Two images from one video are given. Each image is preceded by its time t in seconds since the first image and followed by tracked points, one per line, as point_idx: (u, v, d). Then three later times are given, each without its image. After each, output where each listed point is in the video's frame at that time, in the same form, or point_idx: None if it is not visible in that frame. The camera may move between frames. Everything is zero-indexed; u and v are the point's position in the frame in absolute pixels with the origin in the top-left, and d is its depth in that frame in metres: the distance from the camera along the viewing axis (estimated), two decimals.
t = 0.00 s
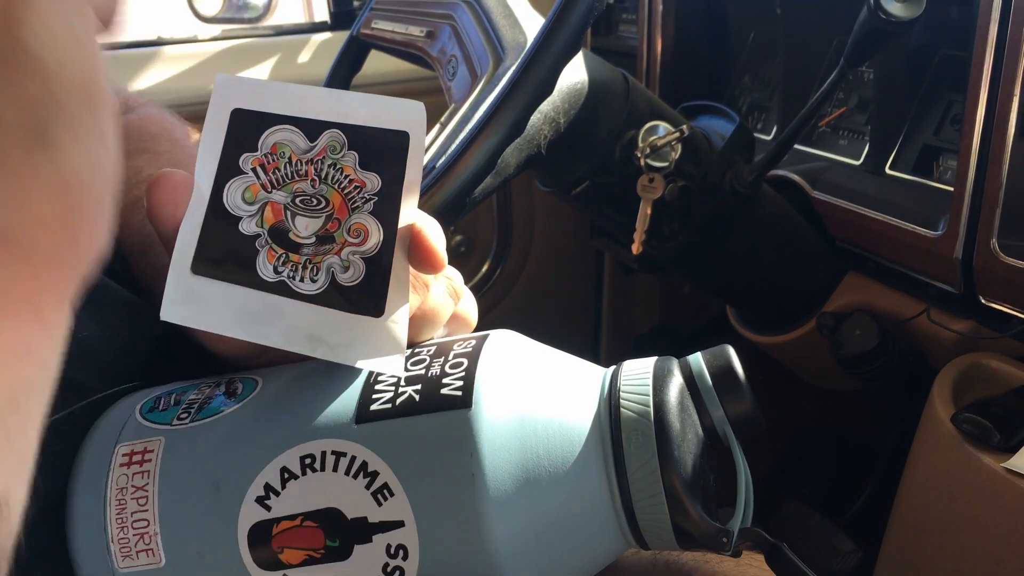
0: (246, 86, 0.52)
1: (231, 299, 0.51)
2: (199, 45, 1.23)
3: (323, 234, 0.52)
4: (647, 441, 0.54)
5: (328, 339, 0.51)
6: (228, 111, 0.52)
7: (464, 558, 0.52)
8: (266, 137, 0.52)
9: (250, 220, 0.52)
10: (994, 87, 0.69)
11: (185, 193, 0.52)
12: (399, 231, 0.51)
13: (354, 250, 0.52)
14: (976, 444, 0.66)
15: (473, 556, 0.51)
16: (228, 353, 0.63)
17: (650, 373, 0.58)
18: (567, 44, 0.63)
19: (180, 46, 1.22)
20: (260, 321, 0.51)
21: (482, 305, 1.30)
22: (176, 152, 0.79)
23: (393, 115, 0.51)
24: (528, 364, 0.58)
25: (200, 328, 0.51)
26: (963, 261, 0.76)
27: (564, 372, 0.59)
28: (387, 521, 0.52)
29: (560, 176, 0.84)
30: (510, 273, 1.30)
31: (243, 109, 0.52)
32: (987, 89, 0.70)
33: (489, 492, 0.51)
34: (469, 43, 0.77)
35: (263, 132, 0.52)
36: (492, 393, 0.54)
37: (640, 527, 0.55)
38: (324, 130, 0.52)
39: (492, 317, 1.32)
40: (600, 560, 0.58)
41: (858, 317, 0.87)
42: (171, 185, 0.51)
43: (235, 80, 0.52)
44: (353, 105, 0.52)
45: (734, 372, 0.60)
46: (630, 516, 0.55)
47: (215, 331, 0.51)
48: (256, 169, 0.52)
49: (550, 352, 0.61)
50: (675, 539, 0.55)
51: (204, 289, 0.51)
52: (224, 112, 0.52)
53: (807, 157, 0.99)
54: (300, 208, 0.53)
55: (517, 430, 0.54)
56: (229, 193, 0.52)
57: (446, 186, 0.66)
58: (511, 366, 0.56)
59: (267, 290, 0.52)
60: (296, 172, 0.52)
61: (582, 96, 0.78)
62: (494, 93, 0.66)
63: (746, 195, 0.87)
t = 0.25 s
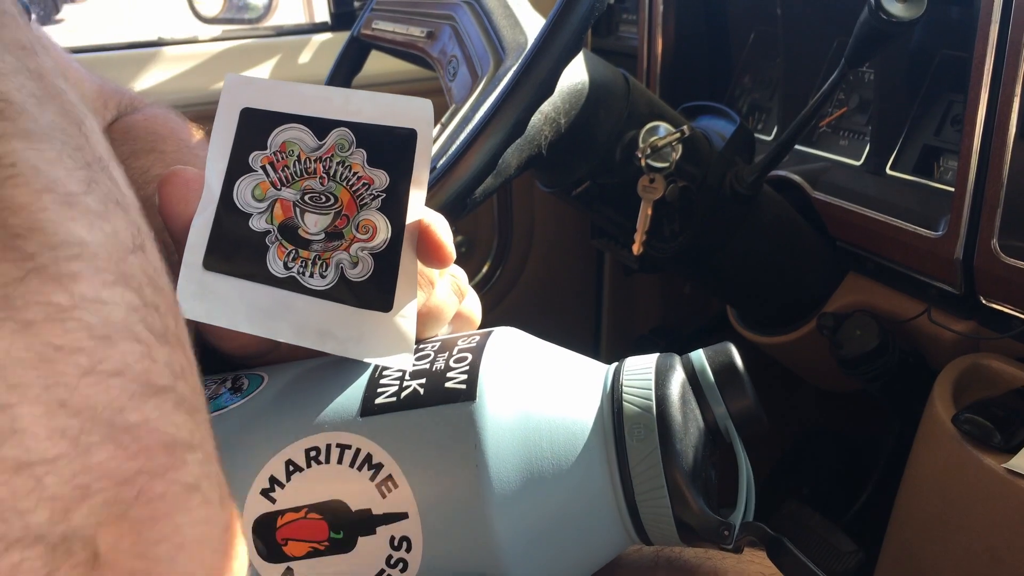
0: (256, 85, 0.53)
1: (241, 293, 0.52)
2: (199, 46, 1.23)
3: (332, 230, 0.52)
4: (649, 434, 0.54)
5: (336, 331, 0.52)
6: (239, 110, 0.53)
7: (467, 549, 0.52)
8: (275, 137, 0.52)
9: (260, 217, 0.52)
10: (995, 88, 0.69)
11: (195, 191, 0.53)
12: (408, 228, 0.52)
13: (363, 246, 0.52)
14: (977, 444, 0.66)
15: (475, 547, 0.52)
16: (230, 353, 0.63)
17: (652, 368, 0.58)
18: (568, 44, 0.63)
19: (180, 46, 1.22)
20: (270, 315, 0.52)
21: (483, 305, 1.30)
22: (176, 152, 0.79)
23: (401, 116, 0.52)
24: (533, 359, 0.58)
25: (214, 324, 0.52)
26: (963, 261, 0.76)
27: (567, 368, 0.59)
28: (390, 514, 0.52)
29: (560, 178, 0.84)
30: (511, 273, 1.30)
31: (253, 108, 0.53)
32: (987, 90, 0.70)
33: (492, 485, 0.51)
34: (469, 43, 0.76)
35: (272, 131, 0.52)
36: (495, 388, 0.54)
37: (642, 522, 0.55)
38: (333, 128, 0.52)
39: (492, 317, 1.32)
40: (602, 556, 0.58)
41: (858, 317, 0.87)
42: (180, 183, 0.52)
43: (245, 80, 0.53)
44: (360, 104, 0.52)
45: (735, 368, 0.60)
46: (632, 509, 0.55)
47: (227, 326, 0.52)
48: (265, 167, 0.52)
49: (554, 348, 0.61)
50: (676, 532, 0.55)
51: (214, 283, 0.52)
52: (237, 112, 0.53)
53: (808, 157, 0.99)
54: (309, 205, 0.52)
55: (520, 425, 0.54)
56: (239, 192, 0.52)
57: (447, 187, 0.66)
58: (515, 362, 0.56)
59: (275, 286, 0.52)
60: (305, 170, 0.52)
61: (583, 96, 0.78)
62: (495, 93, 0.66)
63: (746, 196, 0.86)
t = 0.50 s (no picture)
0: (264, 86, 0.52)
1: (249, 288, 0.51)
2: (201, 46, 1.23)
3: (338, 228, 0.52)
4: (650, 429, 0.54)
5: (344, 327, 0.51)
6: (246, 111, 0.52)
7: (467, 542, 0.52)
8: (282, 136, 0.52)
9: (266, 214, 0.52)
10: (996, 87, 0.69)
11: (203, 187, 0.54)
12: (414, 225, 0.52)
13: (368, 244, 0.52)
14: (978, 444, 0.66)
15: (475, 540, 0.52)
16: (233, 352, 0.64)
17: (652, 365, 0.58)
18: (569, 44, 0.63)
19: (182, 46, 1.22)
20: (277, 310, 0.51)
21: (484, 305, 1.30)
22: (178, 152, 0.79)
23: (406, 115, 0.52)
24: (534, 356, 0.58)
25: (220, 318, 0.51)
26: (965, 261, 0.76)
27: (568, 366, 0.59)
28: (392, 504, 0.52)
29: (562, 177, 0.84)
30: (512, 273, 1.30)
31: (260, 109, 0.52)
32: (989, 89, 0.70)
33: (492, 479, 0.51)
34: (471, 43, 0.76)
35: (280, 131, 0.52)
36: (497, 384, 0.54)
37: (643, 518, 0.55)
38: (340, 128, 0.52)
39: (493, 317, 1.32)
40: (602, 553, 0.58)
41: (859, 317, 0.87)
42: (189, 179, 0.54)
43: (253, 80, 0.52)
44: (368, 105, 0.52)
45: (735, 365, 0.60)
46: (632, 504, 0.55)
47: (233, 320, 0.51)
48: (272, 165, 0.52)
49: (556, 346, 0.60)
50: (676, 526, 0.55)
51: (221, 279, 0.51)
52: (243, 112, 0.52)
53: (809, 157, 0.99)
54: (316, 203, 0.53)
55: (521, 422, 0.53)
56: (246, 189, 0.52)
57: (449, 187, 0.66)
58: (516, 360, 0.56)
59: (283, 281, 0.52)
60: (312, 169, 0.52)
61: (584, 96, 0.78)
62: (496, 93, 0.66)
63: (746, 196, 0.86)
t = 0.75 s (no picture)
0: (264, 86, 0.52)
1: (247, 289, 0.52)
2: (203, 47, 1.23)
3: (338, 229, 0.52)
4: (654, 435, 0.54)
5: (340, 327, 0.52)
6: (247, 112, 0.52)
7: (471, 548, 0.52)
8: (282, 137, 0.52)
9: (267, 215, 0.52)
10: (998, 88, 0.69)
11: (203, 189, 0.54)
12: (415, 226, 0.52)
13: (369, 245, 0.52)
14: (980, 445, 0.66)
15: (479, 546, 0.52)
16: (236, 354, 0.64)
17: (657, 369, 0.58)
18: (572, 46, 0.63)
19: (184, 47, 1.22)
20: (274, 311, 0.52)
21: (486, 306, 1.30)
22: (182, 153, 0.79)
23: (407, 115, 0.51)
24: (538, 360, 0.58)
25: (218, 319, 0.51)
26: (967, 262, 0.76)
27: (571, 369, 0.59)
28: (394, 511, 0.52)
29: (564, 178, 0.84)
30: (514, 274, 1.30)
31: (261, 109, 0.52)
32: (991, 90, 0.70)
33: (496, 486, 0.51)
34: (473, 44, 0.77)
35: (280, 132, 0.52)
36: (501, 389, 0.54)
37: (646, 522, 0.55)
38: (341, 128, 0.52)
39: (494, 318, 1.32)
40: (605, 557, 0.58)
41: (861, 318, 0.87)
42: (187, 181, 0.54)
43: (255, 80, 0.52)
44: (369, 104, 0.52)
45: (740, 369, 0.59)
46: (637, 510, 0.55)
47: (231, 320, 0.51)
48: (272, 166, 0.52)
49: (560, 350, 0.61)
50: (681, 533, 0.55)
51: (220, 281, 0.52)
52: (244, 113, 0.52)
53: (810, 158, 0.99)
54: (316, 204, 0.53)
55: (525, 427, 0.53)
56: (247, 191, 0.52)
57: (452, 188, 0.66)
58: (520, 364, 0.56)
59: (282, 282, 0.52)
60: (312, 169, 0.53)
61: (587, 97, 0.78)
62: (499, 95, 0.66)
63: (747, 196, 0.87)
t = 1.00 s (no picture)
0: (264, 85, 0.53)
1: (244, 289, 0.51)
2: (205, 47, 1.23)
3: (336, 229, 0.52)
4: (654, 436, 0.54)
5: (339, 327, 0.52)
6: (246, 110, 0.53)
7: (470, 549, 0.52)
8: (280, 136, 0.52)
9: (264, 214, 0.52)
10: (1000, 88, 0.69)
11: (200, 187, 0.54)
12: (413, 227, 0.52)
13: (367, 245, 0.52)
14: (981, 446, 0.66)
15: (479, 548, 0.52)
16: (236, 353, 0.64)
17: (656, 370, 0.58)
18: (572, 47, 0.63)
19: (186, 47, 1.22)
20: (272, 311, 0.52)
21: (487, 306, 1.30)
22: (183, 154, 0.79)
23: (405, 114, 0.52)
24: (538, 361, 0.58)
25: (214, 319, 0.51)
26: (968, 263, 0.76)
27: (570, 370, 0.59)
28: (393, 513, 0.52)
29: (565, 178, 0.84)
30: (515, 274, 1.30)
31: (261, 108, 0.53)
32: (993, 91, 0.70)
33: (496, 487, 0.51)
34: (474, 44, 0.77)
35: (278, 131, 0.52)
36: (500, 390, 0.54)
37: (645, 523, 0.55)
38: (340, 127, 0.52)
39: (495, 319, 1.32)
40: (604, 558, 0.58)
41: (862, 319, 0.87)
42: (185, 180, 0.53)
43: (254, 79, 0.53)
44: (368, 104, 0.52)
45: (739, 370, 0.59)
46: (636, 511, 0.55)
47: (227, 320, 0.51)
48: (271, 165, 0.52)
49: (559, 350, 0.61)
50: (681, 534, 0.55)
51: (217, 280, 0.51)
52: (243, 112, 0.53)
53: (811, 159, 0.99)
54: (314, 204, 0.53)
55: (524, 428, 0.53)
56: (244, 190, 0.52)
57: (452, 189, 0.67)
58: (520, 365, 0.56)
59: (279, 282, 0.52)
60: (311, 169, 0.53)
61: (587, 98, 0.78)
62: (500, 95, 0.66)
63: (750, 198, 0.87)
